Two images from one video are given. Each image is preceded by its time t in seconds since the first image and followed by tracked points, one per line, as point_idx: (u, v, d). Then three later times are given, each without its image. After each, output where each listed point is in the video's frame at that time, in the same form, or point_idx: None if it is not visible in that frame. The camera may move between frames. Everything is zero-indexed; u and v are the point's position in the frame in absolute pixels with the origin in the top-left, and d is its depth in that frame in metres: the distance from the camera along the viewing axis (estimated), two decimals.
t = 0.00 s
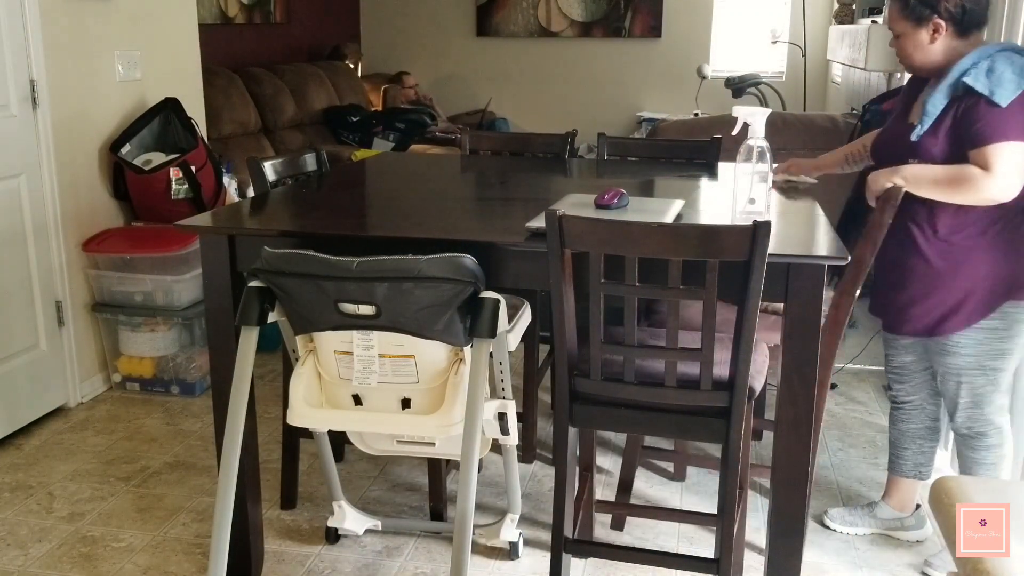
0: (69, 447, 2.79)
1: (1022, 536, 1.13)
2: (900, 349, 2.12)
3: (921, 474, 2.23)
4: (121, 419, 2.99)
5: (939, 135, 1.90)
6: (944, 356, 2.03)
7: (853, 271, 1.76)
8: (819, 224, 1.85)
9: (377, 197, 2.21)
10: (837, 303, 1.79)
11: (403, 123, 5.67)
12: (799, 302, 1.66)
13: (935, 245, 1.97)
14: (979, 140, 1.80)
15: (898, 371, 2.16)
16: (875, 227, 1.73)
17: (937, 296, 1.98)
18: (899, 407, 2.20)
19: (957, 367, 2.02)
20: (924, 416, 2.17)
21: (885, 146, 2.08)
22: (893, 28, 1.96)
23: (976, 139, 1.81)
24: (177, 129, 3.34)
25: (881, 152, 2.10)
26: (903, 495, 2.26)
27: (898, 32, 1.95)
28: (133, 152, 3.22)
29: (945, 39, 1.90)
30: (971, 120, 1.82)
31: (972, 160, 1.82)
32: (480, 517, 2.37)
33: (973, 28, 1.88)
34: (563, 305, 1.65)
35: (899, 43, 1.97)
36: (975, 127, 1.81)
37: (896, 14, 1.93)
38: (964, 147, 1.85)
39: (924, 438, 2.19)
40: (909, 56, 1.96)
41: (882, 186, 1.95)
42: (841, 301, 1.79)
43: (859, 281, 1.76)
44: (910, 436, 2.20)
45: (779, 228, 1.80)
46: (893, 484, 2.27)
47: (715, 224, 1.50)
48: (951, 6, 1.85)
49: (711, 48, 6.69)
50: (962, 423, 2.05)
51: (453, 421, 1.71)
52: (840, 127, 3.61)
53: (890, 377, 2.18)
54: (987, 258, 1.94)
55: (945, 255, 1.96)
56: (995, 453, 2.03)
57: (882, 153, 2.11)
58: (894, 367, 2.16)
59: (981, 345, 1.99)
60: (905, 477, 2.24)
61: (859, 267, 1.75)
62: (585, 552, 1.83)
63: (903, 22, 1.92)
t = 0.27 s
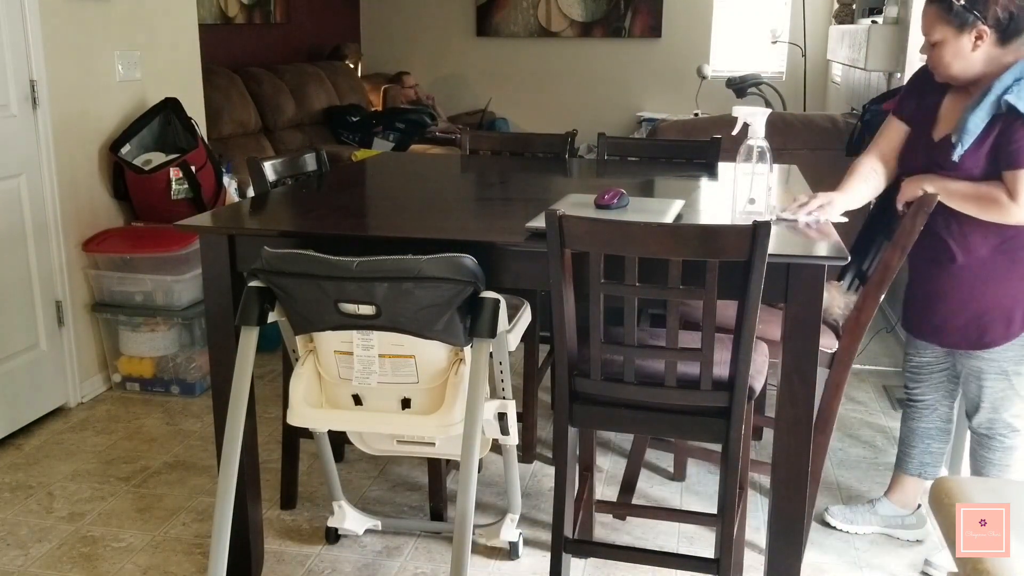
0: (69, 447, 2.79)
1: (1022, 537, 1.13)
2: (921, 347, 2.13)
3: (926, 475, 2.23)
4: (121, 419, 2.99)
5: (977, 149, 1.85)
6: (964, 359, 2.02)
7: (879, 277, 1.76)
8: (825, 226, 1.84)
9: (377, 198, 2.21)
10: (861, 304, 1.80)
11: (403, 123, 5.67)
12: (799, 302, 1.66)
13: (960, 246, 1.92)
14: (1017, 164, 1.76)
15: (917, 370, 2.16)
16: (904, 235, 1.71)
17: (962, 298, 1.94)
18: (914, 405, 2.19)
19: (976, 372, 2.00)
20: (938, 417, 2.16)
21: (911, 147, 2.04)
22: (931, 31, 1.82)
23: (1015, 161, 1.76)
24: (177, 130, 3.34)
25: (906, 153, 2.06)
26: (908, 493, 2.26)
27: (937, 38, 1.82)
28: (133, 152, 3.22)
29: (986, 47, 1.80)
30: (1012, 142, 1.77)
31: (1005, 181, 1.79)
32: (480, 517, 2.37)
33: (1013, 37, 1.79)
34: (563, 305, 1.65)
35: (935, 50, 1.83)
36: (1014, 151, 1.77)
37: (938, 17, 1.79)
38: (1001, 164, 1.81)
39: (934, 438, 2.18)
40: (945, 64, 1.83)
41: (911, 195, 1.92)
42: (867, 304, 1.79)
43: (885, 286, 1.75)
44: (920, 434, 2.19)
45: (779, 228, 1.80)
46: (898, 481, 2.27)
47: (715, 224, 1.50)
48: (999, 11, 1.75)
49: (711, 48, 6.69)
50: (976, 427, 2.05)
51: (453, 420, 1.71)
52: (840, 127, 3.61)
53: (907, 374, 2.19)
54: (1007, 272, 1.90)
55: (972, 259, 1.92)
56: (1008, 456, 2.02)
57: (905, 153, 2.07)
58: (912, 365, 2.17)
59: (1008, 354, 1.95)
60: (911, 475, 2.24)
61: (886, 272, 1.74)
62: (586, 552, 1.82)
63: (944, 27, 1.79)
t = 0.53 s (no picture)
0: (69, 447, 2.79)
1: (1022, 536, 1.13)
2: (914, 350, 2.12)
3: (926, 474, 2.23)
4: (121, 419, 2.99)
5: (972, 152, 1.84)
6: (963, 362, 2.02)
7: (872, 275, 1.75)
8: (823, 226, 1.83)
9: (377, 198, 2.21)
10: (855, 303, 1.79)
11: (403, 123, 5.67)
12: (799, 302, 1.66)
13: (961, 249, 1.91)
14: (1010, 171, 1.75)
15: (912, 372, 2.15)
16: (896, 233, 1.71)
17: (961, 300, 1.94)
18: (910, 408, 2.19)
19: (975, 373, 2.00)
20: (935, 418, 2.16)
21: (902, 148, 2.04)
22: (932, 38, 1.80)
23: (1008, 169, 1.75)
24: (177, 130, 3.34)
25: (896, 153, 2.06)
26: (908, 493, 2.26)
27: (938, 44, 1.80)
28: (133, 152, 3.22)
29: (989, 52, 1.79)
30: (1006, 149, 1.76)
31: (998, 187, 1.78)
32: (480, 517, 2.36)
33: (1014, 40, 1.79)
34: (563, 305, 1.65)
35: (937, 55, 1.82)
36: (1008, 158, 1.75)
37: (937, 23, 1.78)
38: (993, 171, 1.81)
39: (933, 439, 2.18)
40: (948, 69, 1.83)
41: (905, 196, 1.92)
42: (860, 302, 1.78)
43: (878, 284, 1.75)
44: (918, 436, 2.19)
45: (779, 228, 1.80)
46: (896, 482, 2.26)
47: (715, 224, 1.50)
48: (1004, 18, 1.74)
49: (711, 48, 6.69)
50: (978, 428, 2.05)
51: (453, 420, 1.71)
52: (840, 126, 3.61)
53: (901, 377, 2.18)
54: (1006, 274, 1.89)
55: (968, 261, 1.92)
56: (1004, 456, 2.03)
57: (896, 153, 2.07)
58: (906, 368, 2.16)
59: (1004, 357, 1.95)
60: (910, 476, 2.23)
61: (878, 270, 1.74)
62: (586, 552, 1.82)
63: (946, 34, 1.78)
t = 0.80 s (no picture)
0: (69, 447, 2.79)
1: (1022, 536, 1.13)
2: (914, 350, 2.12)
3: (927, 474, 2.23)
4: (121, 419, 2.99)
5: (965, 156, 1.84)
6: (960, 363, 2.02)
7: (867, 274, 1.76)
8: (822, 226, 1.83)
9: (377, 197, 2.21)
10: (851, 303, 1.79)
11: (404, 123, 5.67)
12: (798, 302, 1.66)
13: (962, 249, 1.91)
14: (1003, 175, 1.75)
15: (912, 372, 2.15)
16: (892, 231, 1.71)
17: (962, 300, 1.93)
18: (911, 407, 2.19)
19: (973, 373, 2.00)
20: (936, 418, 2.16)
21: (897, 148, 2.04)
22: (932, 51, 1.79)
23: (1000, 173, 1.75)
24: (176, 129, 3.34)
25: (891, 152, 2.07)
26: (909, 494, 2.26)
27: (938, 57, 1.79)
28: (133, 152, 3.22)
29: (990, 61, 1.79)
30: (999, 153, 1.76)
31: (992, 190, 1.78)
32: (480, 517, 2.36)
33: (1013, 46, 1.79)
34: (563, 305, 1.65)
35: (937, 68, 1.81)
36: (1001, 163, 1.75)
37: (938, 37, 1.76)
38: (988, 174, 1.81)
39: (934, 439, 2.18)
40: (949, 81, 1.82)
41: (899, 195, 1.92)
42: (856, 302, 1.78)
43: (874, 283, 1.75)
44: (920, 436, 2.19)
45: (778, 228, 1.80)
46: (898, 483, 2.26)
47: (715, 224, 1.50)
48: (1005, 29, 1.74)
49: (711, 48, 6.69)
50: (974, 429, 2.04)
51: (453, 420, 1.71)
52: (840, 126, 3.61)
53: (902, 377, 2.18)
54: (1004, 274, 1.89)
55: (968, 261, 1.91)
56: (1004, 456, 2.02)
57: (891, 151, 2.07)
58: (906, 368, 2.16)
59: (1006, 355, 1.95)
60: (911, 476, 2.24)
61: (874, 269, 1.74)
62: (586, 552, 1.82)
63: (949, 49, 1.77)
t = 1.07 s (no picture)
0: (69, 447, 2.79)
1: (1022, 536, 1.13)
2: (907, 348, 2.12)
3: (924, 473, 2.22)
4: (121, 419, 2.99)
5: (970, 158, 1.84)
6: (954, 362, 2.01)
7: (869, 275, 1.76)
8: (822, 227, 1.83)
9: (376, 198, 2.21)
10: (852, 303, 1.79)
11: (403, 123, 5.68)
12: (799, 302, 1.66)
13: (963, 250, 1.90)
14: (1005, 178, 1.75)
15: (905, 370, 2.15)
16: (893, 232, 1.72)
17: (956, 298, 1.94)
18: (905, 405, 2.19)
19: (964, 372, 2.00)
20: (930, 415, 2.16)
21: (899, 147, 2.04)
22: (943, 61, 1.78)
23: (1004, 176, 1.75)
24: (177, 129, 3.34)
25: (893, 149, 2.07)
26: (904, 492, 2.26)
27: (949, 66, 1.78)
28: (133, 152, 3.22)
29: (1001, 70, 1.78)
30: (1003, 156, 1.76)
31: (994, 193, 1.78)
32: (480, 517, 2.36)
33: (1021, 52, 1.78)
34: (563, 306, 1.65)
35: (947, 76, 1.80)
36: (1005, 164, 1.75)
37: (952, 47, 1.75)
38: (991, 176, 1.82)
39: (928, 437, 2.18)
40: (958, 88, 1.82)
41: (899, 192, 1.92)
42: (857, 302, 1.78)
43: (875, 284, 1.75)
44: (913, 434, 2.19)
45: (779, 228, 1.80)
46: (895, 482, 2.26)
47: (715, 224, 1.50)
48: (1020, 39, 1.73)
49: (711, 48, 6.69)
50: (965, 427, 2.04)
51: (453, 420, 1.71)
52: (840, 126, 3.61)
53: (895, 374, 2.18)
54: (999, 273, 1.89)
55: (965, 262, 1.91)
56: (995, 458, 2.03)
57: (893, 149, 2.07)
58: (899, 366, 2.16)
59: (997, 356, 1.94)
60: (906, 474, 2.24)
61: (875, 270, 1.74)
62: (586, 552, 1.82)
63: (962, 59, 1.76)
